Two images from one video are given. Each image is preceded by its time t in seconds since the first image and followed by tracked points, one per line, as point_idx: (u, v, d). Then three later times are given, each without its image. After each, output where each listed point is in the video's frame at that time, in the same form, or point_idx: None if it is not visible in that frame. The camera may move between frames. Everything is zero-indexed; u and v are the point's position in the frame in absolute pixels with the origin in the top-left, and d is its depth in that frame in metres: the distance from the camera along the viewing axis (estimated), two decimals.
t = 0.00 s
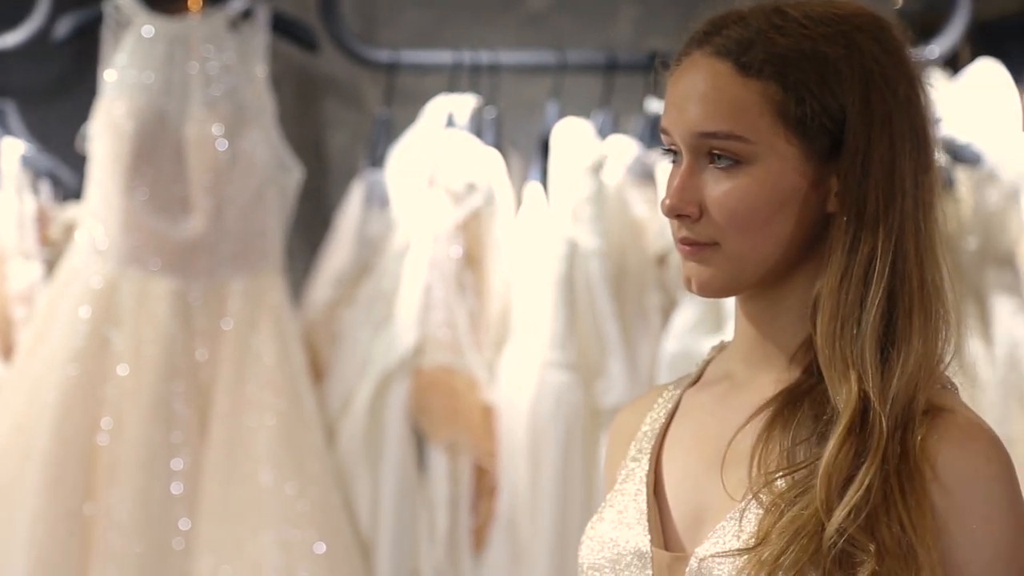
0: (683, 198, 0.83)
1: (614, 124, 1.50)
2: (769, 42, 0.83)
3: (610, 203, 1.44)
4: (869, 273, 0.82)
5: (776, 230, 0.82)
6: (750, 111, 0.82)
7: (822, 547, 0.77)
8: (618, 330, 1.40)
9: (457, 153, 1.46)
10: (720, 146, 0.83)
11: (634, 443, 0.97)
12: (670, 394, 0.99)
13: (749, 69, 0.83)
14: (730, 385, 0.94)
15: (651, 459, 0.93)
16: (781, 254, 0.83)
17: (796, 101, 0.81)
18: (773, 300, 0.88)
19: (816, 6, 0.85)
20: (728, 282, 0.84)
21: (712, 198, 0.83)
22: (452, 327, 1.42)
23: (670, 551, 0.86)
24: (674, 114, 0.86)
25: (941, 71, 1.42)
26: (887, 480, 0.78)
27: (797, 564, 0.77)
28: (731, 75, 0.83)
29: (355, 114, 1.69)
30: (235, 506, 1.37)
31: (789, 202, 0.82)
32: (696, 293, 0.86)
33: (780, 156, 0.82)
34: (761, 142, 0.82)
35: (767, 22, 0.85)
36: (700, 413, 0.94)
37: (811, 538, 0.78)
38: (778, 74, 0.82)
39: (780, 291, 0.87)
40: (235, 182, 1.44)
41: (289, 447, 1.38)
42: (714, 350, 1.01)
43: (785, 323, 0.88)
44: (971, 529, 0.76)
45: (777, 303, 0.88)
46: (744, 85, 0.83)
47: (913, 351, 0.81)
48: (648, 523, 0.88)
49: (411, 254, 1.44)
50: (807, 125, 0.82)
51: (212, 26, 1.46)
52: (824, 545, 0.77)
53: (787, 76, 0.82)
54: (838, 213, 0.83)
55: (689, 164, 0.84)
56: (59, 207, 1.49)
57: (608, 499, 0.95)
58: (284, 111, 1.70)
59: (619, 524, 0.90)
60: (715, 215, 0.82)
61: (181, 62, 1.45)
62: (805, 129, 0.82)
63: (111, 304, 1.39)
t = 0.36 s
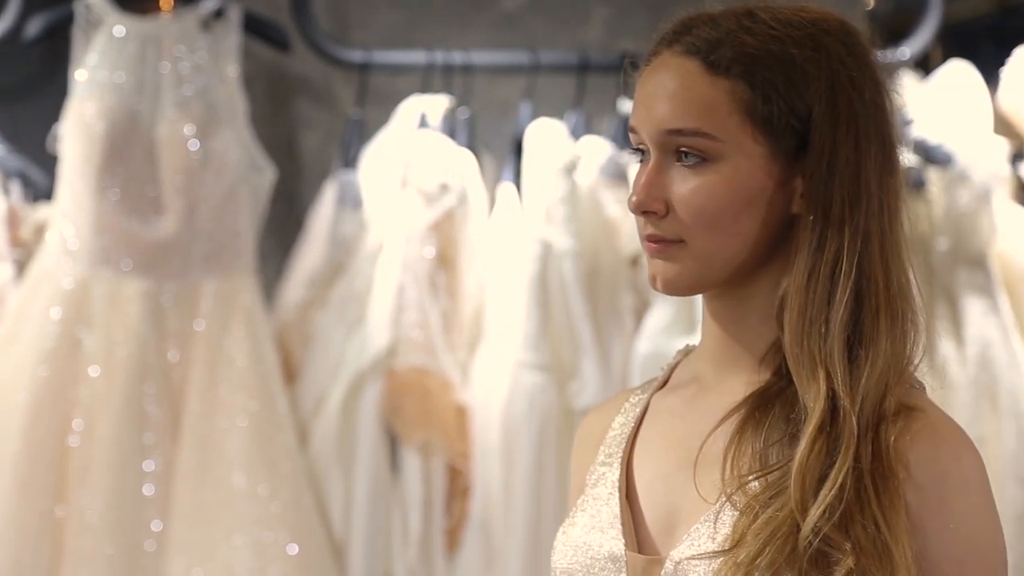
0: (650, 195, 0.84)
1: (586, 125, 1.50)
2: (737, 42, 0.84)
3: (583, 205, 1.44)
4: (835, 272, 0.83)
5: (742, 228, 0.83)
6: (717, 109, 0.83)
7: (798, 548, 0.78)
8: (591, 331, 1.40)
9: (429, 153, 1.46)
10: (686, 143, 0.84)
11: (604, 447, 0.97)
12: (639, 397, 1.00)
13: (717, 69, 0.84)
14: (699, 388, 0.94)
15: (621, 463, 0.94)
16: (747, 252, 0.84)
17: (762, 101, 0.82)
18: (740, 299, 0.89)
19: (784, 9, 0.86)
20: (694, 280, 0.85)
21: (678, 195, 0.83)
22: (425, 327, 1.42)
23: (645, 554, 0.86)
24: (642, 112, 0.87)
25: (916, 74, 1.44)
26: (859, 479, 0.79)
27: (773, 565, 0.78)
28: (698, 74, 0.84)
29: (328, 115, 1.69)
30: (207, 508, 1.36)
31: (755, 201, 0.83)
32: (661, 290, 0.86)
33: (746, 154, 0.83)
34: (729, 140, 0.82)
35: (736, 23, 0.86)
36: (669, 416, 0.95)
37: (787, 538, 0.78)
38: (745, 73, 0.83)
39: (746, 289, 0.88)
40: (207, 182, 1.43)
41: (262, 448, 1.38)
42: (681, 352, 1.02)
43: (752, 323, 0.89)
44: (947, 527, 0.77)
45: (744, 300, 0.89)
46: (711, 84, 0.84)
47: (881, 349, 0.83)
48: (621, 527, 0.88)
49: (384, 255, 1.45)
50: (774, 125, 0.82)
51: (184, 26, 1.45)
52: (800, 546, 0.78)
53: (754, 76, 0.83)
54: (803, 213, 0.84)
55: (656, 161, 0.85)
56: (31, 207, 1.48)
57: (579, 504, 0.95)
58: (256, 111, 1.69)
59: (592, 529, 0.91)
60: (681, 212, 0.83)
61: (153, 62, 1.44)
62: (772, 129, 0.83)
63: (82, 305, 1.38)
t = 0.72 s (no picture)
0: (639, 197, 0.85)
1: (564, 126, 1.52)
2: (726, 44, 0.85)
3: (561, 205, 1.45)
4: (824, 272, 0.85)
5: (731, 229, 0.84)
6: (706, 110, 0.84)
7: (785, 547, 0.79)
8: (569, 331, 1.40)
9: (407, 154, 1.47)
10: (675, 144, 0.84)
11: (596, 450, 0.98)
12: (631, 402, 1.01)
13: (704, 70, 0.85)
14: (690, 392, 0.95)
15: (612, 466, 0.94)
16: (736, 253, 0.85)
17: (750, 101, 0.83)
18: (730, 300, 0.89)
19: (772, 10, 0.88)
20: (684, 284, 0.86)
21: (668, 196, 0.84)
22: (403, 328, 1.42)
23: (635, 556, 0.87)
24: (631, 114, 0.87)
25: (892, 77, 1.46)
26: (848, 477, 0.79)
27: (761, 564, 0.79)
28: (687, 76, 0.85)
29: (306, 116, 1.69)
30: (185, 510, 1.36)
31: (743, 202, 0.84)
32: (652, 293, 0.87)
33: (735, 154, 0.83)
34: (717, 141, 0.83)
35: (724, 24, 0.87)
36: (660, 419, 0.95)
37: (774, 537, 0.79)
38: (733, 74, 0.84)
39: (735, 292, 0.89)
40: (185, 182, 1.43)
41: (239, 449, 1.37)
42: (673, 356, 1.02)
43: (742, 325, 0.90)
44: (933, 524, 0.78)
45: (733, 302, 0.89)
46: (700, 85, 0.85)
47: (870, 348, 0.84)
48: (611, 529, 0.89)
49: (362, 255, 1.45)
50: (762, 125, 0.83)
51: (161, 26, 1.45)
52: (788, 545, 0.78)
53: (742, 76, 0.84)
54: (793, 215, 0.85)
55: (646, 162, 0.86)
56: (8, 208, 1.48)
57: (570, 506, 0.96)
58: (233, 112, 1.69)
59: (582, 531, 0.91)
60: (671, 214, 0.84)
61: (130, 63, 1.44)
62: (760, 129, 0.84)
63: (59, 305, 1.38)
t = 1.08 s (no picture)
0: (619, 209, 0.85)
1: (541, 128, 1.53)
2: (701, 53, 0.86)
3: (538, 208, 1.46)
4: (804, 281, 0.86)
5: (710, 239, 0.85)
6: (682, 120, 0.85)
7: (770, 554, 0.79)
8: (545, 333, 1.41)
9: (384, 157, 1.47)
10: (653, 155, 0.85)
11: (582, 457, 0.98)
12: (614, 408, 1.02)
13: (680, 80, 0.86)
14: (673, 398, 0.96)
15: (597, 474, 0.95)
16: (716, 262, 0.86)
17: (726, 110, 0.84)
18: (711, 310, 0.90)
19: (746, 18, 0.89)
20: (665, 294, 0.87)
21: (647, 208, 0.85)
22: (380, 331, 1.43)
23: (620, 564, 0.88)
24: (608, 126, 0.88)
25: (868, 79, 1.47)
26: (832, 484, 0.80)
27: (747, 572, 0.79)
28: (662, 86, 0.86)
29: (283, 118, 1.69)
30: (160, 512, 1.36)
31: (722, 212, 0.85)
32: (634, 303, 0.88)
33: (712, 163, 0.84)
34: (694, 151, 0.84)
35: (698, 33, 0.88)
36: (643, 426, 0.96)
37: (760, 544, 0.80)
38: (709, 84, 0.85)
39: (716, 301, 0.90)
40: (160, 183, 1.42)
41: (215, 452, 1.37)
42: (657, 363, 1.03)
43: (723, 334, 0.91)
44: (919, 531, 0.79)
45: (714, 311, 0.90)
46: (675, 95, 0.85)
47: (850, 355, 0.85)
48: (597, 537, 0.90)
49: (338, 257, 1.45)
50: (739, 134, 0.84)
51: (136, 27, 1.45)
52: (773, 552, 0.79)
53: (717, 86, 0.85)
54: (772, 223, 0.86)
55: (624, 174, 0.86)
56: None
57: (555, 515, 0.96)
58: (210, 114, 1.69)
59: (568, 538, 0.92)
60: (651, 226, 0.84)
61: (105, 64, 1.43)
62: (737, 138, 0.84)
63: (34, 307, 1.38)
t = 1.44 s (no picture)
0: (595, 215, 0.86)
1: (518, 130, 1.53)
2: (676, 59, 0.88)
3: (516, 210, 1.47)
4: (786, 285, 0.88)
5: (685, 245, 0.86)
6: (656, 127, 0.86)
7: (745, 557, 0.80)
8: (522, 335, 1.41)
9: (361, 159, 1.47)
10: (628, 162, 0.86)
11: (557, 462, 0.99)
12: (591, 411, 1.03)
13: (654, 86, 0.87)
14: (649, 402, 0.97)
15: (572, 479, 0.96)
16: (692, 269, 0.86)
17: (701, 116, 0.86)
18: (686, 317, 0.91)
19: (721, 23, 0.91)
20: (641, 300, 0.87)
21: (622, 215, 0.85)
22: (357, 333, 1.43)
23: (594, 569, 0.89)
24: (584, 132, 0.89)
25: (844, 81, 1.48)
26: (807, 489, 0.81)
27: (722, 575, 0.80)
28: (636, 92, 0.87)
29: (260, 120, 1.69)
30: (135, 514, 1.35)
31: (697, 218, 0.85)
32: (610, 309, 0.88)
33: (688, 168, 0.85)
34: (669, 157, 0.85)
35: (673, 39, 0.90)
36: (618, 430, 0.97)
37: (735, 548, 0.81)
38: (683, 89, 0.86)
39: (691, 307, 0.91)
40: (136, 185, 1.42)
41: (191, 454, 1.37)
42: (631, 366, 1.04)
43: (697, 340, 0.92)
44: (892, 537, 0.79)
45: (689, 317, 0.91)
46: (649, 102, 0.86)
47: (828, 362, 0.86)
48: (571, 542, 0.91)
49: (315, 259, 1.46)
50: (713, 140, 0.86)
51: (112, 29, 1.44)
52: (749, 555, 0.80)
53: (691, 91, 0.86)
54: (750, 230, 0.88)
55: (600, 180, 0.87)
56: None
57: (530, 520, 0.97)
58: (186, 116, 1.69)
59: (542, 543, 0.93)
60: (626, 232, 0.85)
61: (81, 66, 1.43)
62: (712, 144, 0.86)
63: (9, 309, 1.38)
